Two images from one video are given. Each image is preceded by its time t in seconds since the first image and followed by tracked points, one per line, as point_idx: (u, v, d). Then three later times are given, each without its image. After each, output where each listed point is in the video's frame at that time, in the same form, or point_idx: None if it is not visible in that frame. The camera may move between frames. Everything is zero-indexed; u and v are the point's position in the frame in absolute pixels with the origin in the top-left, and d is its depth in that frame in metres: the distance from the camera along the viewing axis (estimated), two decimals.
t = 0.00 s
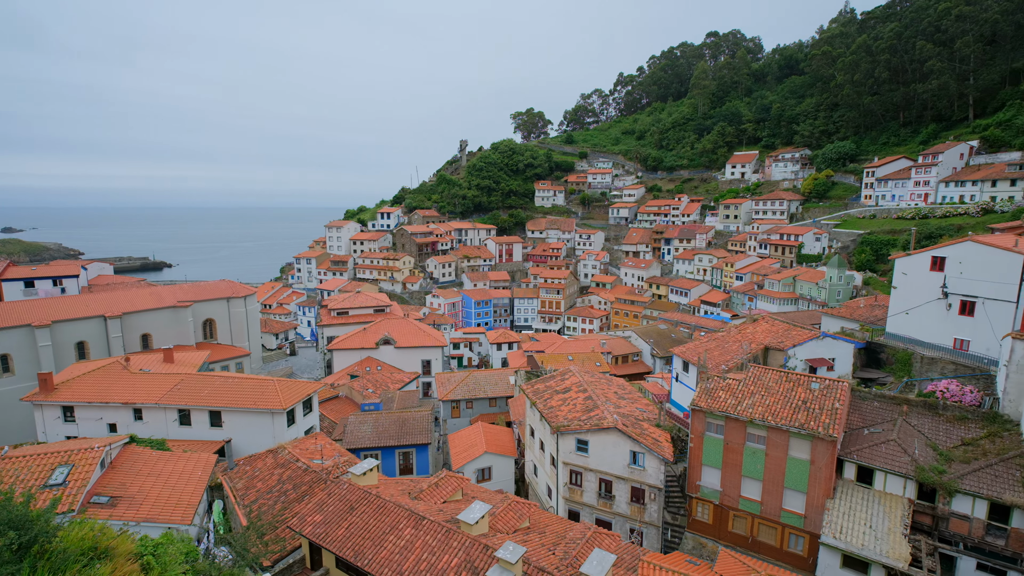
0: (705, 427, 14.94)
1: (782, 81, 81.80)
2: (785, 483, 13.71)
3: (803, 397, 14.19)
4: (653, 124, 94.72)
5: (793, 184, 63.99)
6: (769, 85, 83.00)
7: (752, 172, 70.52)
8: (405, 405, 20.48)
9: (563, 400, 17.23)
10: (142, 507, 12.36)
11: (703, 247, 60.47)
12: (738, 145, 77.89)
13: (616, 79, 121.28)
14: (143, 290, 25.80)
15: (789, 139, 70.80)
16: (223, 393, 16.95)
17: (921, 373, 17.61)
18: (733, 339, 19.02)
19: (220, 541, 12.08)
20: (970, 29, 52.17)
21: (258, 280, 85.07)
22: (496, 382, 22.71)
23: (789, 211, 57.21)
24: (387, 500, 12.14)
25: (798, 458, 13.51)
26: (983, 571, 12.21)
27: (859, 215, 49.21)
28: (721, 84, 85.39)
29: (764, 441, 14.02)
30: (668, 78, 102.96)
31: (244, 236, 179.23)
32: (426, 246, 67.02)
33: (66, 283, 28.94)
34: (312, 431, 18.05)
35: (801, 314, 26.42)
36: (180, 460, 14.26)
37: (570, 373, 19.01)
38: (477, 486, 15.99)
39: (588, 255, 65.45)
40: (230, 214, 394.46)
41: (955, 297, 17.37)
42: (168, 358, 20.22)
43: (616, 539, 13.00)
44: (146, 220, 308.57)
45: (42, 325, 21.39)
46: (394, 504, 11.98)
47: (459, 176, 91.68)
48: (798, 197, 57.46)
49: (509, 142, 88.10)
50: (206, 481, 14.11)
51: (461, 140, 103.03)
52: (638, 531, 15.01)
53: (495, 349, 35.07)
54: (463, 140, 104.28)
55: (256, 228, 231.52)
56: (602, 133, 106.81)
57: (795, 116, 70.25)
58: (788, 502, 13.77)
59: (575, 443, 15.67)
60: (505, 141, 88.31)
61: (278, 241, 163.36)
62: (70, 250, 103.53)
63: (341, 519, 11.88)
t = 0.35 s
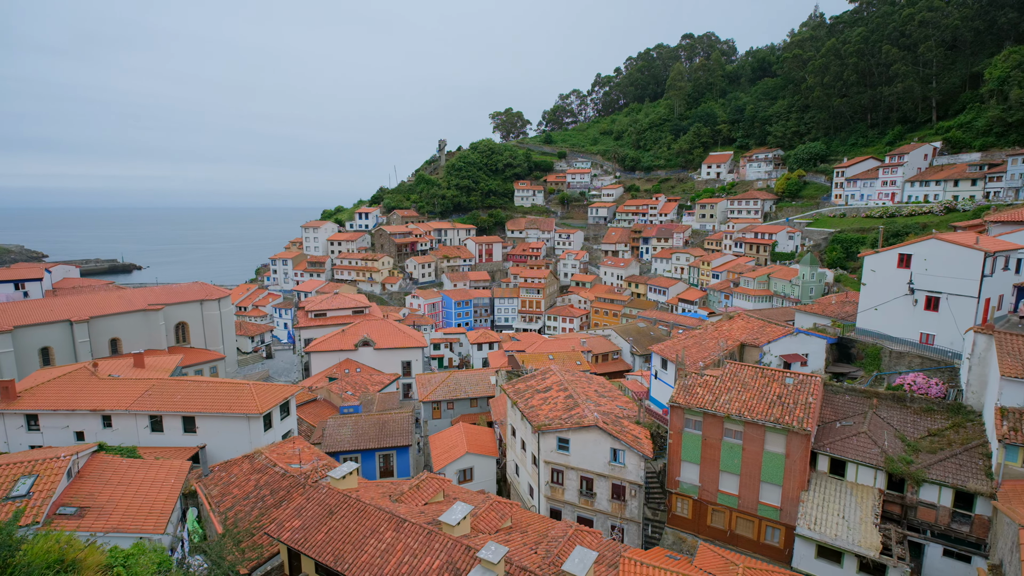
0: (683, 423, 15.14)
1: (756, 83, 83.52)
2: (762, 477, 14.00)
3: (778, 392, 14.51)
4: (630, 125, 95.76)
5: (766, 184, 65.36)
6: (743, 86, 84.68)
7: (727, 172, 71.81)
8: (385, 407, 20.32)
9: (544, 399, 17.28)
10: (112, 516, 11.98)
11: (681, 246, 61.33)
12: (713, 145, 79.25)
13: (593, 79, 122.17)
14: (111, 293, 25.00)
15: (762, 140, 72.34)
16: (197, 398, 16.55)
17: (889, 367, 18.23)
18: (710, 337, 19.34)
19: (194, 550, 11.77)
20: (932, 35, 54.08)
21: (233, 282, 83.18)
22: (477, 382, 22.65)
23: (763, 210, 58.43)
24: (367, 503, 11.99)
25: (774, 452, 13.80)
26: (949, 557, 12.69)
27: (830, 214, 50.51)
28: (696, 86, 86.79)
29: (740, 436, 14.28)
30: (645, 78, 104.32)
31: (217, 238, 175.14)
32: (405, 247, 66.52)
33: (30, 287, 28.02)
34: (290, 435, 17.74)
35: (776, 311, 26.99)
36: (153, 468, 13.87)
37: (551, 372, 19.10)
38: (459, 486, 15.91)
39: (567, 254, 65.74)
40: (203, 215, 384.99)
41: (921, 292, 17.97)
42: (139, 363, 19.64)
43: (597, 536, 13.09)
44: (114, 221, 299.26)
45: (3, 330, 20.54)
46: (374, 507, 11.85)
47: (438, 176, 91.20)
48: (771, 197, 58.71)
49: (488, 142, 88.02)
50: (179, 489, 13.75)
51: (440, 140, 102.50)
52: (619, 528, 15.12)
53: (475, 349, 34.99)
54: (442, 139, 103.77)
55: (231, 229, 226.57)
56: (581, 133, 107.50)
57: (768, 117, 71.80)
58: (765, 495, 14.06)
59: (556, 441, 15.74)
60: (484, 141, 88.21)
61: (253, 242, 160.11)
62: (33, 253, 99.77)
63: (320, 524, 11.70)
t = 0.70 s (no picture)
0: (663, 421, 15.30)
1: (732, 85, 85.00)
2: (739, 473, 14.25)
3: (755, 389, 14.79)
4: (610, 126, 96.60)
5: (743, 185, 66.54)
6: (719, 89, 86.09)
7: (704, 173, 72.88)
8: (366, 409, 20.10)
9: (526, 399, 17.30)
10: (81, 526, 11.61)
11: (660, 246, 62.00)
12: (691, 146, 80.38)
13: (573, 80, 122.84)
14: (79, 296, 24.24)
15: (738, 141, 73.63)
16: (171, 403, 16.14)
17: (861, 363, 18.83)
18: (689, 335, 19.62)
19: (168, 559, 11.46)
20: (900, 41, 55.80)
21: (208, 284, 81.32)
22: (459, 383, 22.57)
23: (740, 211, 59.48)
24: (347, 507, 11.84)
25: (751, 448, 14.06)
26: (918, 547, 13.10)
27: (804, 214, 51.67)
28: (675, 88, 87.96)
29: (718, 433, 14.51)
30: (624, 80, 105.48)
31: (192, 238, 171.19)
32: (385, 247, 65.98)
33: None
34: (268, 439, 17.43)
35: (752, 309, 27.50)
36: (124, 475, 13.47)
37: (532, 372, 19.14)
38: (441, 488, 15.81)
39: (548, 254, 65.90)
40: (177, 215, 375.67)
41: (891, 290, 18.47)
42: (109, 367, 19.07)
43: (579, 535, 13.15)
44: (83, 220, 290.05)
45: None
46: (355, 510, 11.72)
47: (418, 176, 90.63)
48: (747, 197, 59.79)
49: (469, 142, 87.81)
50: (152, 496, 13.38)
51: (421, 139, 101.89)
52: (601, 526, 15.22)
53: (456, 350, 34.88)
54: (422, 139, 103.11)
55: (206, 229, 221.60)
56: (561, 134, 107.98)
57: (744, 119, 73.10)
58: (742, 491, 14.32)
59: (537, 441, 15.77)
60: (464, 141, 87.99)
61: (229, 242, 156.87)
62: None
63: (299, 529, 11.51)
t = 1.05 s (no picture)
0: (645, 420, 15.43)
1: (711, 89, 86.32)
2: (720, 471, 14.44)
3: (734, 389, 15.01)
4: (592, 128, 97.36)
5: (722, 187, 67.61)
6: (698, 93, 87.41)
7: (684, 175, 73.87)
8: (348, 413, 19.87)
9: (509, 401, 17.29)
10: (51, 539, 11.23)
11: (641, 247, 62.62)
12: (671, 149, 81.42)
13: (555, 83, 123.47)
14: (49, 301, 23.51)
15: (717, 144, 74.78)
16: (146, 409, 15.74)
17: (837, 361, 19.19)
18: (670, 336, 19.84)
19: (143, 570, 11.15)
20: (872, 47, 57.34)
21: (184, 287, 79.59)
22: (442, 386, 22.47)
23: (719, 213, 60.42)
24: (329, 513, 11.69)
25: (732, 446, 14.27)
26: (893, 540, 13.41)
27: (781, 216, 52.72)
28: (655, 91, 89.04)
29: (700, 432, 14.69)
30: (605, 83, 106.49)
31: (168, 240, 167.44)
32: (367, 249, 65.55)
33: None
34: (247, 445, 17.11)
35: (732, 310, 27.90)
36: (96, 484, 13.08)
37: (515, 374, 19.13)
38: (424, 492, 15.69)
39: (532, 256, 66.05)
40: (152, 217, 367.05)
41: (865, 290, 18.93)
42: (80, 373, 18.51)
43: (563, 536, 13.18)
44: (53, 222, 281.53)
45: None
46: (337, 516, 11.58)
47: (400, 177, 90.11)
48: (726, 200, 60.79)
49: (451, 144, 87.64)
50: (126, 506, 13.02)
51: (403, 141, 101.34)
52: (584, 527, 15.28)
53: (440, 353, 34.71)
54: (403, 141, 102.52)
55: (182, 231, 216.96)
56: (543, 136, 108.41)
57: (723, 123, 74.31)
58: (723, 489, 14.51)
59: (521, 443, 15.77)
60: (446, 143, 87.81)
61: (205, 245, 153.80)
62: None
63: (280, 537, 11.31)
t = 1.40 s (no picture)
0: (629, 420, 15.55)
1: (690, 93, 87.59)
2: (702, 470, 14.63)
3: (715, 387, 15.24)
4: (574, 131, 97.97)
5: (702, 188, 68.60)
6: (678, 95, 88.65)
7: (665, 177, 74.79)
8: (329, 418, 19.64)
9: (493, 403, 17.27)
10: (19, 553, 10.85)
11: (623, 249, 63.16)
12: (652, 151, 82.36)
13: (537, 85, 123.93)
14: (17, 306, 22.75)
15: (697, 147, 75.86)
16: (120, 416, 15.33)
17: (814, 359, 19.55)
18: (652, 336, 20.03)
19: None
20: (845, 52, 58.82)
21: (159, 291, 77.74)
22: (426, 389, 22.34)
23: (699, 214, 61.30)
24: (311, 519, 11.54)
25: (713, 445, 14.47)
26: (869, 533, 13.72)
27: (760, 217, 53.70)
28: (635, 94, 90.02)
29: (682, 431, 14.86)
30: (587, 86, 107.26)
31: (142, 243, 163.39)
32: (348, 252, 65.02)
33: None
34: (225, 452, 16.79)
35: (713, 309, 28.29)
36: (67, 495, 12.67)
37: (499, 376, 19.12)
38: (408, 496, 15.57)
39: (515, 258, 66.12)
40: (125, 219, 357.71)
41: (840, 290, 19.37)
42: (50, 381, 17.92)
43: (548, 537, 13.20)
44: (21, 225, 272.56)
45: None
46: (319, 522, 11.43)
47: (382, 179, 89.43)
48: (706, 201, 61.69)
49: (433, 146, 87.32)
50: (99, 516, 12.64)
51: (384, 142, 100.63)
52: (568, 527, 15.34)
53: (423, 355, 34.52)
54: (385, 142, 101.77)
55: (157, 234, 211.80)
56: (526, 138, 108.71)
57: (702, 125, 75.43)
58: (706, 487, 14.70)
59: (505, 445, 15.75)
60: (428, 144, 87.48)
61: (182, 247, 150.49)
62: None
63: (259, 545, 11.11)
